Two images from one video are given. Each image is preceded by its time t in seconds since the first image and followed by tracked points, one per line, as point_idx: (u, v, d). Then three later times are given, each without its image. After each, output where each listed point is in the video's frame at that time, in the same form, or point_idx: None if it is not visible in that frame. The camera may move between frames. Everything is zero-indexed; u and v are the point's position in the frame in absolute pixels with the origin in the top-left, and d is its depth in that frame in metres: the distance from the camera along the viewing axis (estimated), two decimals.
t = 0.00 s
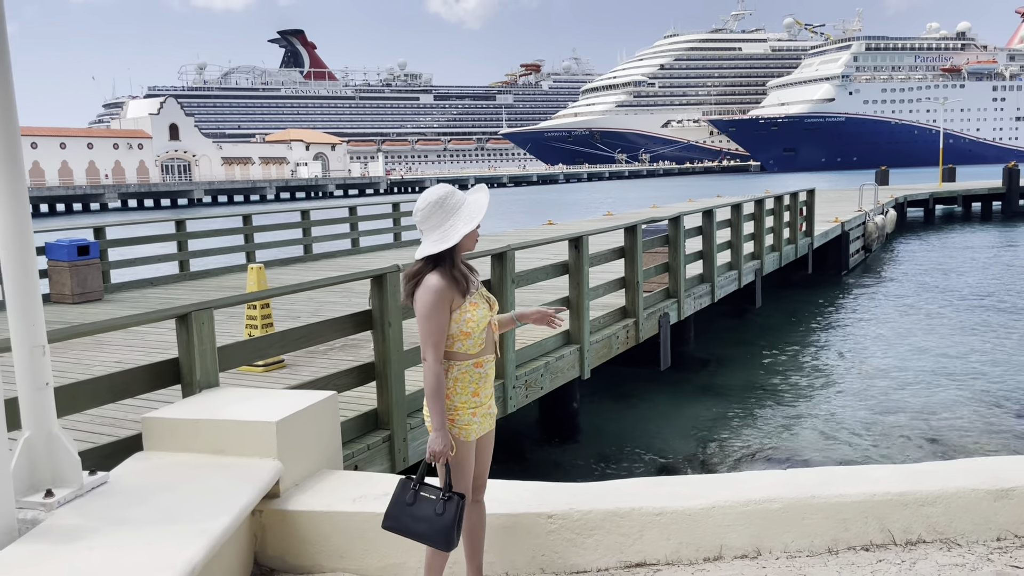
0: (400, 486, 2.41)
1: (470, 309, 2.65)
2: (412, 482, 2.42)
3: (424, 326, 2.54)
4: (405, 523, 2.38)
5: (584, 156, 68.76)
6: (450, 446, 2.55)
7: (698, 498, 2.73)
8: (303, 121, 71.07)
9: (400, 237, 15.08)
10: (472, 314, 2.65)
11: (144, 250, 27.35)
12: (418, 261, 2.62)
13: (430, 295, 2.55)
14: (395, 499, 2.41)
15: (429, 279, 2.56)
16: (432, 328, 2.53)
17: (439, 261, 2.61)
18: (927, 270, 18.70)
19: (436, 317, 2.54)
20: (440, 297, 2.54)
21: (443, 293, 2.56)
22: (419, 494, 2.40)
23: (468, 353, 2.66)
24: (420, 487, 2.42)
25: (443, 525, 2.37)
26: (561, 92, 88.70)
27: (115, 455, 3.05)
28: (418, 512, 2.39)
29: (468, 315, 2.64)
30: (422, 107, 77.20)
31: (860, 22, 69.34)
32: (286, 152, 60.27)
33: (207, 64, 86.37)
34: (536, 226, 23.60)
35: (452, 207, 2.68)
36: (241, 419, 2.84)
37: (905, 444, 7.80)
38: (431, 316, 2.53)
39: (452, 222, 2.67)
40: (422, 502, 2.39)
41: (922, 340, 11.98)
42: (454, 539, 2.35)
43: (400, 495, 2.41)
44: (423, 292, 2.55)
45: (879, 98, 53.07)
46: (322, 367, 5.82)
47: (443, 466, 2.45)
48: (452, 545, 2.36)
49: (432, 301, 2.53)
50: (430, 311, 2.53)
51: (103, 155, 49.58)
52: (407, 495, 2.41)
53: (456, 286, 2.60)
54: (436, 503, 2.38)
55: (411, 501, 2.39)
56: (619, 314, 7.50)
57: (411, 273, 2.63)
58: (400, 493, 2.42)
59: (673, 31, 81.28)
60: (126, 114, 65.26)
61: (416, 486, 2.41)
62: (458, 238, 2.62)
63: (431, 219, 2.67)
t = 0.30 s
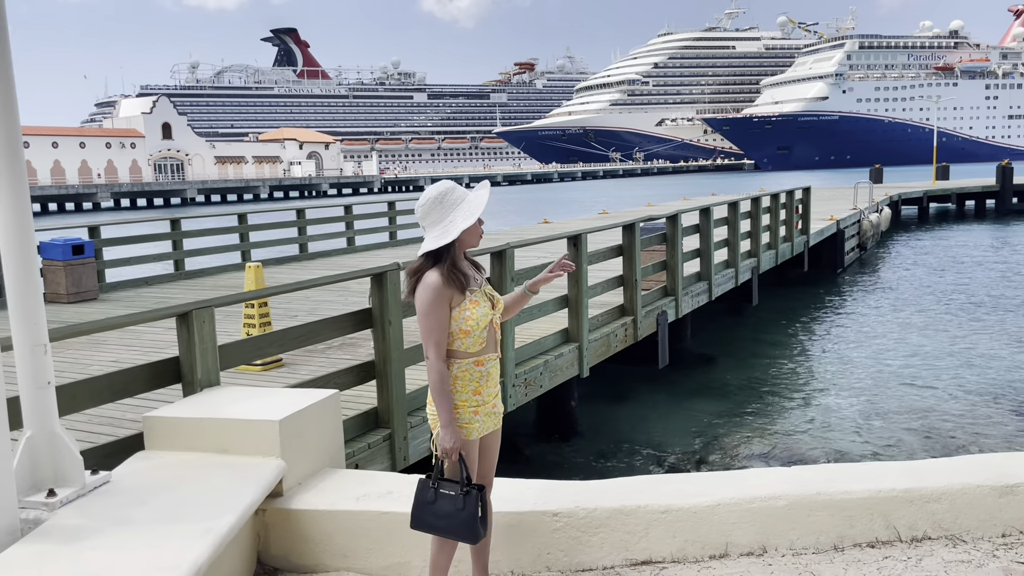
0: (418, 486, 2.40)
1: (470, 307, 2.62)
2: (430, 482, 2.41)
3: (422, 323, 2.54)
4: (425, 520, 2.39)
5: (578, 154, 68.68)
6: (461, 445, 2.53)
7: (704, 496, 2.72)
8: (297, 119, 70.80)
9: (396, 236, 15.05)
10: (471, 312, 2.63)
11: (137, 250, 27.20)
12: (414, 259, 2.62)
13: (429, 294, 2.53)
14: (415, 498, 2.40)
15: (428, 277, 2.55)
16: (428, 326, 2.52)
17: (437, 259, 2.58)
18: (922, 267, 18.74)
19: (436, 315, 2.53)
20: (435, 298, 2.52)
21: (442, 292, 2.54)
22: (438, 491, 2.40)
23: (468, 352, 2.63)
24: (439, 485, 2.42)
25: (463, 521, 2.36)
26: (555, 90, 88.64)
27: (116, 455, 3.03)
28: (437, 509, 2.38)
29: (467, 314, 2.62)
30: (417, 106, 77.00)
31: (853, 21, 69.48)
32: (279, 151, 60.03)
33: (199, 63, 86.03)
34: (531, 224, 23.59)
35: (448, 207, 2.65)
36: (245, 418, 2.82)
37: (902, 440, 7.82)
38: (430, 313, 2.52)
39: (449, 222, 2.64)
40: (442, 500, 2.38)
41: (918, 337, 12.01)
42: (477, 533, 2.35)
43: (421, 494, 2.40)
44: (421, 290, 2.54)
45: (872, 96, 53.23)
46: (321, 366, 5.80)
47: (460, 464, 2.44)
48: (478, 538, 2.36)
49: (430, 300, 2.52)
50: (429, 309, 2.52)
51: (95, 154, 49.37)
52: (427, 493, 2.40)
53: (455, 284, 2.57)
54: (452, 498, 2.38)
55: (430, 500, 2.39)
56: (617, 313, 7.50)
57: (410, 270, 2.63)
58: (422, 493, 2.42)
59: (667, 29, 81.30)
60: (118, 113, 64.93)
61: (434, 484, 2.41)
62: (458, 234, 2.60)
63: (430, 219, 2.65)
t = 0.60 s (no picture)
0: (435, 487, 2.35)
1: (477, 305, 2.57)
2: (446, 483, 2.37)
3: (428, 322, 2.48)
4: (443, 523, 2.33)
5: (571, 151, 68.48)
6: (475, 444, 2.49)
7: (711, 496, 2.68)
8: (290, 116, 70.42)
9: (390, 232, 14.98)
10: (480, 309, 2.58)
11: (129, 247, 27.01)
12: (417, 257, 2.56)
13: (434, 292, 2.47)
14: (433, 497, 2.36)
15: (435, 274, 2.49)
16: (435, 325, 2.47)
17: (442, 256, 2.54)
18: (916, 263, 18.77)
19: (442, 314, 2.47)
20: (442, 294, 2.47)
21: (450, 289, 2.48)
22: (456, 491, 2.35)
23: (476, 349, 2.59)
24: (456, 485, 2.37)
25: (481, 518, 2.32)
26: (549, 87, 88.51)
27: (111, 455, 2.98)
28: (453, 511, 2.33)
29: (474, 313, 2.57)
30: (410, 103, 76.70)
31: (845, 18, 69.54)
32: (272, 148, 59.81)
33: (191, 59, 85.62)
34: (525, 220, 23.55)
35: (452, 204, 2.60)
36: (246, 417, 2.77)
37: (899, 435, 7.81)
38: (438, 312, 2.46)
39: (454, 220, 2.59)
40: (460, 500, 2.33)
41: (913, 333, 12.02)
42: (496, 532, 2.32)
43: (439, 494, 2.36)
44: (427, 289, 2.47)
45: (864, 93, 53.33)
46: (317, 364, 5.73)
47: (476, 463, 2.40)
48: (496, 539, 2.32)
49: (436, 298, 2.46)
50: (436, 308, 2.46)
51: (87, 150, 49.11)
52: (444, 495, 2.36)
53: (462, 282, 2.52)
54: (471, 498, 2.33)
55: (448, 501, 2.34)
56: (615, 309, 7.46)
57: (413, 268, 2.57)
58: (439, 493, 2.37)
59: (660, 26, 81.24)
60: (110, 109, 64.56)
61: (451, 484, 2.36)
62: (467, 231, 2.56)
63: (433, 218, 2.59)
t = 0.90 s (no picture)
0: (444, 497, 2.26)
1: (494, 308, 2.49)
2: (455, 492, 2.28)
3: (447, 323, 2.31)
4: (450, 534, 2.25)
5: (564, 147, 68.35)
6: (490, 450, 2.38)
7: (720, 499, 2.62)
8: (282, 112, 70.16)
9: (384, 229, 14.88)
10: (497, 308, 2.50)
11: (121, 244, 26.83)
12: (429, 256, 2.36)
13: (455, 290, 2.30)
14: (441, 508, 2.27)
15: (454, 272, 2.32)
16: (456, 325, 2.29)
17: (466, 254, 2.36)
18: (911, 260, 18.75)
19: (468, 316, 2.30)
20: (465, 291, 2.30)
21: (477, 293, 2.34)
22: (466, 501, 2.27)
23: (492, 351, 2.50)
24: (466, 495, 2.28)
25: (493, 531, 2.24)
26: (541, 84, 88.39)
27: (107, 457, 2.90)
28: (462, 521, 2.25)
29: (493, 314, 2.49)
30: (402, 99, 76.49)
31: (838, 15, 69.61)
32: (263, 144, 59.49)
33: (182, 54, 85.20)
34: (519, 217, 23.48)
35: (467, 199, 2.43)
36: (243, 420, 2.70)
37: (896, 433, 7.76)
38: (464, 315, 2.29)
39: (473, 216, 2.42)
40: (472, 511, 2.25)
41: (909, 330, 11.98)
42: (508, 543, 2.24)
43: (447, 506, 2.27)
44: (446, 286, 2.31)
45: (856, 90, 53.70)
46: (313, 363, 5.65)
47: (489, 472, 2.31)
48: (505, 549, 2.24)
49: (459, 296, 2.28)
50: (463, 310, 2.29)
51: (78, 146, 48.91)
52: (454, 505, 2.26)
53: (482, 280, 2.37)
54: (485, 510, 2.24)
55: (455, 511, 2.26)
56: (613, 307, 7.40)
57: (423, 269, 2.38)
58: (447, 505, 2.28)
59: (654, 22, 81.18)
60: (101, 105, 64.23)
61: (461, 493, 2.28)
62: (494, 230, 2.40)
63: (446, 216, 2.40)
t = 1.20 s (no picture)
0: (465, 497, 2.21)
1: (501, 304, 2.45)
2: (475, 493, 2.23)
3: (466, 320, 2.25)
4: (475, 535, 2.19)
5: (556, 144, 68.24)
6: (509, 447, 2.33)
7: (725, 497, 2.59)
8: (272, 108, 69.79)
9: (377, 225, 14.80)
10: (506, 306, 2.46)
11: (111, 239, 26.60)
12: (442, 250, 2.30)
13: (475, 282, 2.24)
14: (463, 508, 2.21)
15: (469, 265, 2.26)
16: (479, 320, 2.24)
17: (478, 249, 2.31)
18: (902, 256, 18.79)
19: (485, 309, 2.25)
20: (486, 283, 2.24)
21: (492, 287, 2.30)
22: (487, 501, 2.22)
23: (501, 348, 2.46)
24: (487, 494, 2.24)
25: (515, 530, 2.21)
26: (532, 80, 88.32)
27: (100, 456, 2.85)
28: (485, 521, 2.20)
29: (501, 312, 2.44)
30: (393, 95, 76.25)
31: (829, 12, 69.75)
32: (254, 140, 59.16)
33: (172, 50, 84.77)
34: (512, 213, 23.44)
35: (478, 192, 2.38)
36: (240, 418, 2.65)
37: (890, 430, 7.76)
38: (482, 309, 2.24)
39: (484, 209, 2.37)
40: (494, 509, 2.21)
41: (900, 327, 12.00)
42: (529, 542, 2.21)
43: (469, 505, 2.22)
44: (466, 279, 2.24)
45: (847, 87, 53.85)
46: (307, 360, 5.60)
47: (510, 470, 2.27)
48: (529, 545, 2.20)
49: (478, 290, 2.23)
50: (482, 304, 2.24)
51: (67, 142, 48.58)
52: (475, 506, 2.22)
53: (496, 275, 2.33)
54: (506, 508, 2.21)
55: (478, 511, 2.21)
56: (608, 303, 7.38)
57: (437, 261, 2.30)
58: (469, 504, 2.22)
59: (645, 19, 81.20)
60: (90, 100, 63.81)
61: (483, 492, 2.23)
62: (501, 226, 2.37)
63: (459, 209, 2.33)
